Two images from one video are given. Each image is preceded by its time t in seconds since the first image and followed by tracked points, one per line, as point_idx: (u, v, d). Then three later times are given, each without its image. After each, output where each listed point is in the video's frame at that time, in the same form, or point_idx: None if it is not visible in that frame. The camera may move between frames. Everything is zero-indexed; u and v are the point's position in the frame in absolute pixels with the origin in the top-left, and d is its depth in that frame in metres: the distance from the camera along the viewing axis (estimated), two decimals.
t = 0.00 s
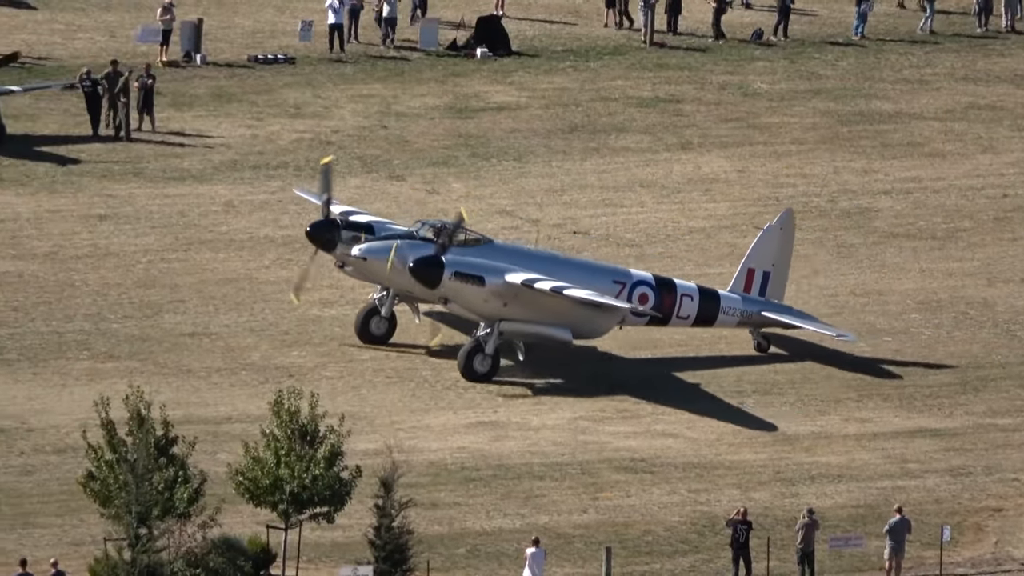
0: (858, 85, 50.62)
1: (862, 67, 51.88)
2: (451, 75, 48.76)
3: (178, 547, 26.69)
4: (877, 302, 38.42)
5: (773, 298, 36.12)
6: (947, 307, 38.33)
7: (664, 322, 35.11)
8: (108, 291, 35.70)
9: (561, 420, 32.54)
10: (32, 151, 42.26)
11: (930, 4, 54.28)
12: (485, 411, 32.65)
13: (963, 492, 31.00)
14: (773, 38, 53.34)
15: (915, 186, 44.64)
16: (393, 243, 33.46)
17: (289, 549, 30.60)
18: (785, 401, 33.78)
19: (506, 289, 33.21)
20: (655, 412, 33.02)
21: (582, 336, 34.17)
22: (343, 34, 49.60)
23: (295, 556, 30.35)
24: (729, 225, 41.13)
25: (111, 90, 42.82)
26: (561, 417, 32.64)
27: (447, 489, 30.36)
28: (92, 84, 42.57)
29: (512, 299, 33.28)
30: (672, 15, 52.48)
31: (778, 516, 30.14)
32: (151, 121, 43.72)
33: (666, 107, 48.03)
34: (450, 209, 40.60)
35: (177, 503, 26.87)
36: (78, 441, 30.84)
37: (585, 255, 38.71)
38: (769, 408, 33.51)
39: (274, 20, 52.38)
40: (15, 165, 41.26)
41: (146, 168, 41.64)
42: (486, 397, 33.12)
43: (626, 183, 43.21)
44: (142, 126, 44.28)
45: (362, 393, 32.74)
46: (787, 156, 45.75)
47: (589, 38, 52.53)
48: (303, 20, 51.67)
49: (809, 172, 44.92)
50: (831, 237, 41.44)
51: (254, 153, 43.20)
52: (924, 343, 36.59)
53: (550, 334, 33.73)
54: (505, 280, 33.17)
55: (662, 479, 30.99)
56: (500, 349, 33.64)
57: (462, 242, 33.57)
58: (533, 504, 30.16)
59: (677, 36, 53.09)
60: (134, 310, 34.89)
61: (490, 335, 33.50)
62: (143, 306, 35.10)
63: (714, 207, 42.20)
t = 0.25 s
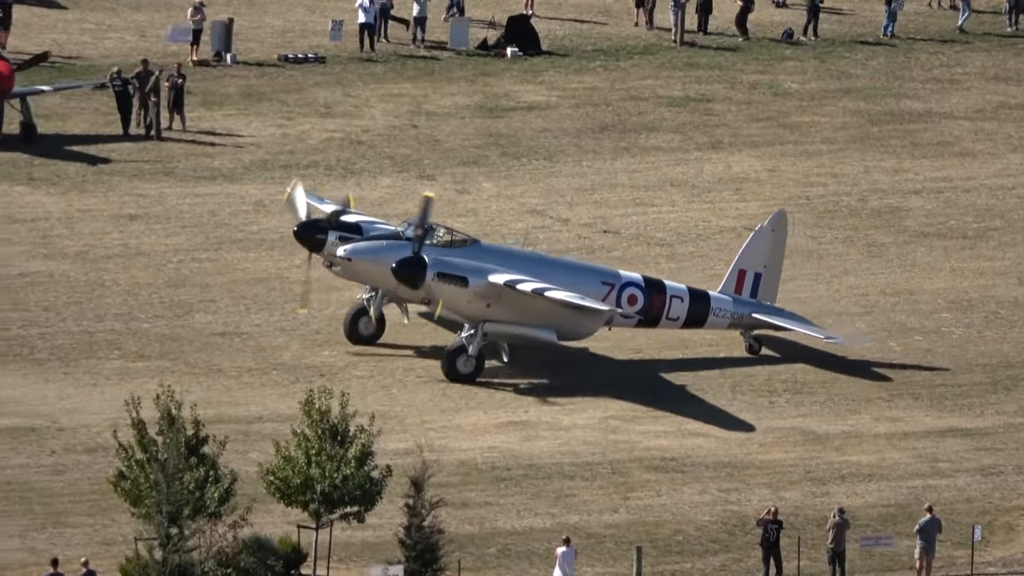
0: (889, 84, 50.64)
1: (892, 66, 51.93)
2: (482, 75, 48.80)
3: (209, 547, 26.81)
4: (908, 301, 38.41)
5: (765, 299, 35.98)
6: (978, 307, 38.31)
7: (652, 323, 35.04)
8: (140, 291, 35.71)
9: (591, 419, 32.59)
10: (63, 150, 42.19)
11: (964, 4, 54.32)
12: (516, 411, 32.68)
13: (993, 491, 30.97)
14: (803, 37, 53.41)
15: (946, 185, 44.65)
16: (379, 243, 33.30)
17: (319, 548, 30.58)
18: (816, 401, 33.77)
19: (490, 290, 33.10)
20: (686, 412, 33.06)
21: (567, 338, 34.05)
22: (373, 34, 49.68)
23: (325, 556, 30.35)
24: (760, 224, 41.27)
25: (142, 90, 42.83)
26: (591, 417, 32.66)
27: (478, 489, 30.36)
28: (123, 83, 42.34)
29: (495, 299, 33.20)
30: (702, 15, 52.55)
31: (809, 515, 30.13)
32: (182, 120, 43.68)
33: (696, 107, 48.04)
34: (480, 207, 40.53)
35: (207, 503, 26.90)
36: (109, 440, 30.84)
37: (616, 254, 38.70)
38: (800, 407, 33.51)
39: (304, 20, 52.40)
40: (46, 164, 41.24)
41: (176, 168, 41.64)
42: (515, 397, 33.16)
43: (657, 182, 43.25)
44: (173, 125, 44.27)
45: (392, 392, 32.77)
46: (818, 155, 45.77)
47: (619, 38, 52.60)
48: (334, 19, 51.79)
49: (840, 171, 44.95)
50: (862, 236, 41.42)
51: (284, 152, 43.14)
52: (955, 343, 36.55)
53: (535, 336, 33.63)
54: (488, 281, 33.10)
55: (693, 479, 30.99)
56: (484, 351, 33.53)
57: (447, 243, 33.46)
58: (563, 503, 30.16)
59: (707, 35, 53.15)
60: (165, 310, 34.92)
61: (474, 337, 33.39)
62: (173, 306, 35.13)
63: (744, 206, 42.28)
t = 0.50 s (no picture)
0: (925, 86, 50.68)
1: (929, 67, 52.00)
2: (518, 75, 48.94)
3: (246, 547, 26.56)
4: (945, 301, 38.39)
5: (765, 301, 35.72)
6: (1016, 307, 38.27)
7: (651, 325, 34.83)
8: (176, 290, 35.76)
9: (629, 419, 32.65)
10: (100, 151, 42.33)
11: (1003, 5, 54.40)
12: (553, 411, 32.76)
13: None
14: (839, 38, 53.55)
15: (983, 187, 44.61)
16: (374, 244, 33.09)
17: (356, 547, 30.55)
18: (853, 400, 33.74)
19: (484, 291, 32.91)
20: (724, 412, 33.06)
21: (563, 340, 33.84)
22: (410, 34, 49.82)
23: (363, 555, 30.33)
24: (795, 225, 41.50)
25: (179, 90, 42.94)
26: (629, 417, 32.72)
27: (515, 489, 30.34)
28: (161, 84, 42.48)
29: (489, 301, 32.99)
30: (738, 16, 52.68)
31: (846, 515, 30.09)
32: (218, 121, 43.79)
33: (733, 107, 48.11)
34: (517, 208, 40.65)
35: (244, 503, 26.60)
36: (145, 440, 30.86)
37: (653, 254, 38.72)
38: (838, 407, 33.49)
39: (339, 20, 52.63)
40: (84, 165, 41.38)
41: (214, 168, 41.70)
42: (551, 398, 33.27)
43: (694, 183, 43.31)
44: (209, 126, 44.36)
45: (429, 393, 32.84)
46: (855, 156, 45.82)
47: (656, 39, 52.75)
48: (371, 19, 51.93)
49: (877, 172, 45.01)
50: (899, 236, 41.42)
51: (322, 153, 43.16)
52: (993, 343, 36.50)
53: (530, 337, 33.44)
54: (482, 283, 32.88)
55: (730, 478, 30.98)
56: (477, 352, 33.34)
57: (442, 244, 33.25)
58: (601, 503, 30.14)
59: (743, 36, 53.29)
60: (201, 309, 34.99)
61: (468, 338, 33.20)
62: (210, 305, 35.20)
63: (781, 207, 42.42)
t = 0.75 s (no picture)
0: (980, 91, 50.71)
1: (984, 72, 52.10)
2: (573, 81, 49.22)
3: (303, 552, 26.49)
4: (1002, 306, 38.30)
5: (781, 309, 35.36)
6: None
7: (665, 332, 34.62)
8: (232, 295, 35.84)
9: (685, 425, 32.75)
10: (155, 156, 42.52)
11: None
12: (608, 416, 32.86)
13: None
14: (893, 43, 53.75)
15: None
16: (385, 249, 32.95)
17: (413, 552, 30.55)
18: (909, 406, 33.72)
19: (491, 297, 32.80)
20: (780, 417, 33.07)
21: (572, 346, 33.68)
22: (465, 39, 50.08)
23: (420, 560, 30.33)
24: (851, 231, 41.58)
25: (235, 96, 43.11)
26: (684, 423, 32.82)
27: (571, 494, 30.36)
28: (215, 89, 43.01)
29: (496, 306, 32.92)
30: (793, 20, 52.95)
31: (902, 520, 30.06)
32: (274, 126, 43.94)
33: (787, 112, 48.21)
34: (572, 212, 40.75)
35: (300, 508, 26.78)
36: (201, 445, 30.85)
37: (709, 259, 38.67)
38: (894, 412, 33.48)
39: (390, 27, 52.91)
40: (140, 170, 41.54)
41: (268, 173, 41.75)
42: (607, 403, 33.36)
43: (749, 187, 43.35)
44: (264, 131, 44.50)
45: (485, 399, 32.97)
46: (909, 161, 45.88)
47: (710, 43, 52.99)
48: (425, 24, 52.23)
49: (931, 176, 45.06)
50: (954, 241, 41.37)
51: (376, 158, 43.21)
52: None
53: (538, 343, 33.30)
54: (489, 288, 32.82)
55: (786, 484, 30.99)
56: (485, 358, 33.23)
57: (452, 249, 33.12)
58: (656, 508, 30.15)
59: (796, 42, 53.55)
60: (256, 314, 35.08)
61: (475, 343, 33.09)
62: (267, 310, 35.30)
63: (836, 211, 42.55)
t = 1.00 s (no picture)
0: None
1: None
2: (627, 85, 49.25)
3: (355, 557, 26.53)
4: None
5: (797, 315, 35.14)
6: None
7: (679, 338, 34.42)
8: (285, 300, 35.92)
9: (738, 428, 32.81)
10: (209, 160, 42.66)
11: None
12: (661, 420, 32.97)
13: None
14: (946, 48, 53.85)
15: None
16: (396, 254, 32.67)
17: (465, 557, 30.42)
18: (962, 411, 33.69)
19: (500, 301, 32.62)
20: (834, 422, 33.06)
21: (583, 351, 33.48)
22: (518, 44, 50.12)
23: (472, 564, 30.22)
24: (904, 235, 41.58)
25: (288, 100, 43.21)
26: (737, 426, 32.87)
27: (624, 498, 30.36)
28: (268, 93, 43.10)
29: (506, 311, 32.68)
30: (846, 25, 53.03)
31: (956, 525, 30.00)
32: (327, 130, 43.93)
33: (841, 115, 48.28)
34: (625, 217, 40.82)
35: (354, 511, 26.87)
36: (254, 449, 30.87)
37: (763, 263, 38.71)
38: (946, 417, 33.47)
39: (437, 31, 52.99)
40: (193, 174, 41.64)
41: (322, 176, 41.75)
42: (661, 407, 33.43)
43: (803, 192, 43.41)
44: (318, 136, 44.47)
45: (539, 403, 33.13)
46: (963, 165, 45.86)
47: (764, 48, 52.99)
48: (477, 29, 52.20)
49: (983, 181, 45.03)
50: (1006, 246, 41.29)
51: (429, 162, 43.26)
52: None
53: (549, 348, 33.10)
54: (498, 293, 32.62)
55: (839, 488, 30.98)
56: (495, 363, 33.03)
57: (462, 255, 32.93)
58: (709, 512, 30.16)
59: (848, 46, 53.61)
60: (307, 318, 35.16)
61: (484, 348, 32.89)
62: (319, 315, 35.39)
63: (890, 216, 42.61)
